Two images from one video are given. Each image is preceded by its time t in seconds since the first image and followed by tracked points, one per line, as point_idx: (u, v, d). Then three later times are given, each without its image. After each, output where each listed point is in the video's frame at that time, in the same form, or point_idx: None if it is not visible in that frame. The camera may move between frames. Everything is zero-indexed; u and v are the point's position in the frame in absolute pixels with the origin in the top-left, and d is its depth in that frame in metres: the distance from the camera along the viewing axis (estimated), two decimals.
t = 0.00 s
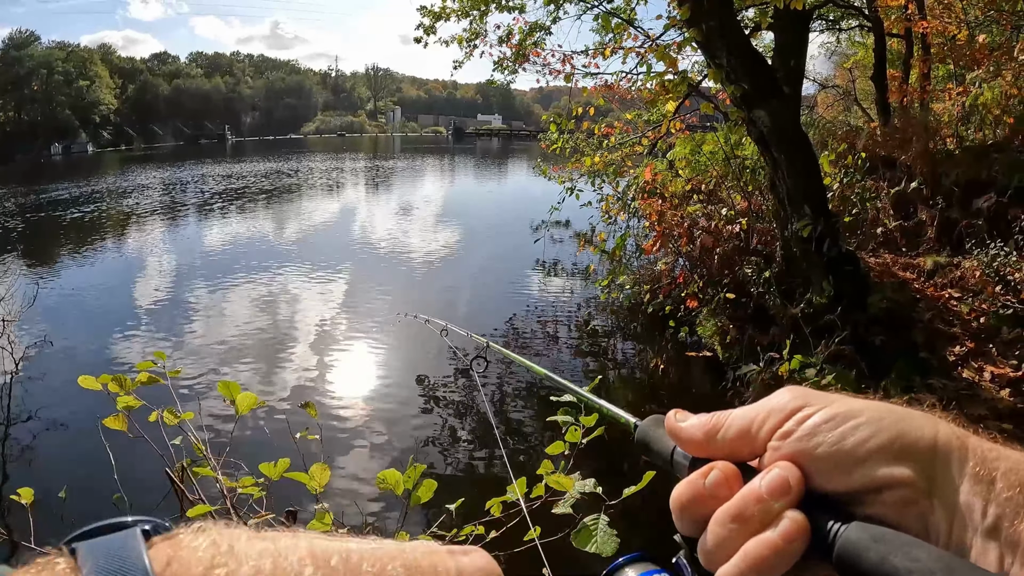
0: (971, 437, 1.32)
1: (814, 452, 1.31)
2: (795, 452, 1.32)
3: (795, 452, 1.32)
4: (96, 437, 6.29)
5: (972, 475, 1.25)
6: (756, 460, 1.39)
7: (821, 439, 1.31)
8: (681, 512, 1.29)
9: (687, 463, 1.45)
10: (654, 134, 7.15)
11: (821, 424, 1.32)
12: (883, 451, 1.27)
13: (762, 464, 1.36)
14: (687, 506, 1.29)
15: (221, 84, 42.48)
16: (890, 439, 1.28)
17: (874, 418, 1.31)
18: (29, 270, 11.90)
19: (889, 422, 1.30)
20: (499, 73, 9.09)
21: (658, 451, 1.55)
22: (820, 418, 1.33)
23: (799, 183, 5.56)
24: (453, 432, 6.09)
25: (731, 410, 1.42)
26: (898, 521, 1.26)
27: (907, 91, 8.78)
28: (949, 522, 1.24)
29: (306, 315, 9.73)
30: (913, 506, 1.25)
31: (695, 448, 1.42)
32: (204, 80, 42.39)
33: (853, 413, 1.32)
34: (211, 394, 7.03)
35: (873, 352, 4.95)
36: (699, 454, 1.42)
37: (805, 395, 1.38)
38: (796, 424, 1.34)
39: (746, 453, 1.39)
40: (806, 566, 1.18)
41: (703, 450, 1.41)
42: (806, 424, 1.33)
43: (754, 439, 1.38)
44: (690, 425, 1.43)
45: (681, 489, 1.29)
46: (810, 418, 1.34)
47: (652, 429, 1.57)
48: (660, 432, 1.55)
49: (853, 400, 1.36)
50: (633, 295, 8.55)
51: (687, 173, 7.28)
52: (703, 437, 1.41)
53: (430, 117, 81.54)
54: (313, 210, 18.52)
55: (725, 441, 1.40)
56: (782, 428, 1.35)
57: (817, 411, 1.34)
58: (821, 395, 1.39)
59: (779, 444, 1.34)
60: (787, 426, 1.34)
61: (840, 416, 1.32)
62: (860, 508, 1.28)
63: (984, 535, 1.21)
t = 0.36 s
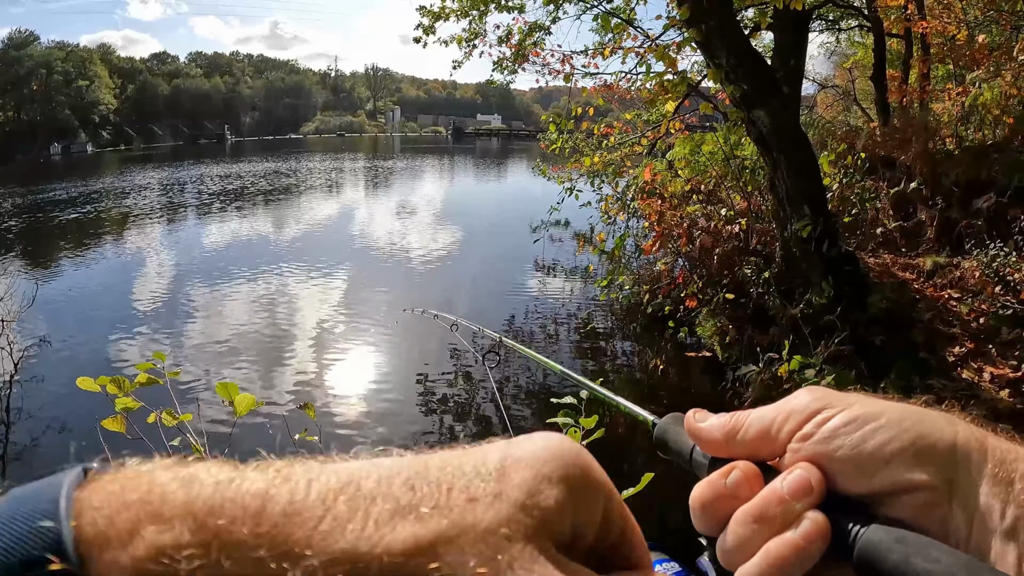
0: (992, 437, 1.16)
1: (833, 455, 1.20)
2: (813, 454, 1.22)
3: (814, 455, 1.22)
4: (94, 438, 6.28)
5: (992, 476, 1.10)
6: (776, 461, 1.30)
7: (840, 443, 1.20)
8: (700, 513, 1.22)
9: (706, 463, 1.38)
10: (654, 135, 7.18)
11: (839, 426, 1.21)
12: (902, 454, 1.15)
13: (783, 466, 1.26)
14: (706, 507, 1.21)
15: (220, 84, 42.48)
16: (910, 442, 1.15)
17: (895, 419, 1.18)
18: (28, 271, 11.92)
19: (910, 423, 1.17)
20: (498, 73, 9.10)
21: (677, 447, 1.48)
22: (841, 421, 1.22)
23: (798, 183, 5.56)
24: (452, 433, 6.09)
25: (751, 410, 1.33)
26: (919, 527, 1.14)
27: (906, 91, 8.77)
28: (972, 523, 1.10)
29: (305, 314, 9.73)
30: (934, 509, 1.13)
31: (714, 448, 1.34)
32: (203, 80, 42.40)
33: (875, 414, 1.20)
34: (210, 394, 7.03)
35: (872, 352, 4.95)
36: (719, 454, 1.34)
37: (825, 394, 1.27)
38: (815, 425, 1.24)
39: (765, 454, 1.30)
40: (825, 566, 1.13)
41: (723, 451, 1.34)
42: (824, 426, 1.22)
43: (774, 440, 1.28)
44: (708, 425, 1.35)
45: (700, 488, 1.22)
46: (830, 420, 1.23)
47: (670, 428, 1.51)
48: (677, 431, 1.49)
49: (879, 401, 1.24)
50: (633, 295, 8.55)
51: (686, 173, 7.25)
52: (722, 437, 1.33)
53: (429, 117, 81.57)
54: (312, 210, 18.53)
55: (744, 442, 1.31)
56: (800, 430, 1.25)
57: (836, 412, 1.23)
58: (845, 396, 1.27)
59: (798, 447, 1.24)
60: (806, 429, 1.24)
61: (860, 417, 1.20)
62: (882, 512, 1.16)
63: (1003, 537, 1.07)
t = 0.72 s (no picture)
0: (993, 446, 1.05)
1: (832, 462, 1.10)
2: (813, 460, 1.12)
3: (815, 461, 1.12)
4: (93, 439, 6.26)
5: (990, 483, 0.99)
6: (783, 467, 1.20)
7: (841, 449, 1.10)
8: (709, 518, 1.16)
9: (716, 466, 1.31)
10: (653, 135, 7.17)
11: (839, 432, 1.11)
12: (901, 461, 1.05)
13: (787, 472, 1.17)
14: (714, 513, 1.16)
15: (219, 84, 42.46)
16: (909, 449, 1.05)
17: (895, 427, 1.08)
18: (27, 270, 11.93)
19: (911, 431, 1.07)
20: (498, 73, 9.11)
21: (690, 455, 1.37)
22: (842, 427, 1.11)
23: (797, 183, 5.56)
24: (451, 434, 6.08)
25: (758, 414, 1.23)
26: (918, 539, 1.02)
27: (906, 91, 8.77)
28: (971, 534, 1.00)
29: (303, 314, 9.71)
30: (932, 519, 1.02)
31: (724, 452, 1.25)
32: (202, 80, 42.38)
33: (876, 420, 1.10)
34: (208, 394, 7.02)
35: (871, 352, 4.95)
36: (727, 460, 1.25)
37: (827, 399, 1.17)
38: (816, 431, 1.13)
39: (771, 460, 1.20)
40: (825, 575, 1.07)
41: (732, 456, 1.24)
42: (824, 431, 1.12)
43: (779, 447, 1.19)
44: (718, 430, 1.26)
45: (706, 492, 1.17)
46: (831, 425, 1.13)
47: (681, 432, 1.42)
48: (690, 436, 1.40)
49: (883, 409, 1.13)
50: (632, 295, 8.56)
51: (686, 173, 7.36)
52: (731, 442, 1.24)
53: (427, 117, 81.58)
54: (311, 209, 18.52)
55: (751, 447, 1.22)
56: (803, 436, 1.15)
57: (837, 417, 1.13)
58: (851, 402, 1.16)
59: (802, 453, 1.14)
60: (808, 434, 1.14)
61: (862, 424, 1.10)
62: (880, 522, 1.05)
63: (1004, 548, 0.96)
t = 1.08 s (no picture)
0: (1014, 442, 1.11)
1: (855, 455, 1.11)
2: (836, 453, 1.12)
3: (835, 454, 1.13)
4: (92, 438, 6.25)
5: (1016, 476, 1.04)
6: (795, 462, 1.21)
7: (864, 441, 1.11)
8: (717, 517, 1.15)
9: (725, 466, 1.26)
10: (652, 134, 7.14)
11: (863, 425, 1.13)
12: (926, 453, 1.07)
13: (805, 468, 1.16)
14: (725, 510, 1.15)
15: (218, 83, 42.44)
16: (934, 440, 1.08)
17: (916, 420, 1.10)
18: (26, 268, 11.92)
19: (932, 423, 1.10)
20: (497, 72, 9.11)
21: (696, 454, 1.34)
22: (863, 420, 1.13)
23: (797, 183, 5.57)
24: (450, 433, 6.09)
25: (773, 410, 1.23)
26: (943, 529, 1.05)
27: (905, 91, 8.74)
28: (996, 525, 1.04)
29: (301, 314, 9.70)
30: (957, 509, 1.05)
31: (734, 450, 1.24)
32: (201, 79, 42.34)
33: (897, 413, 1.12)
34: (207, 393, 7.02)
35: (870, 352, 4.98)
36: (738, 458, 1.23)
37: (845, 395, 1.19)
38: (838, 424, 1.15)
39: (784, 455, 1.21)
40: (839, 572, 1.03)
41: (743, 454, 1.23)
42: (848, 425, 1.14)
43: (795, 441, 1.19)
44: (728, 427, 1.24)
45: (717, 490, 1.16)
46: (853, 419, 1.14)
47: (687, 431, 1.39)
48: (697, 434, 1.36)
49: (899, 402, 1.16)
50: (631, 295, 8.58)
51: (686, 173, 7.35)
52: (742, 440, 1.22)
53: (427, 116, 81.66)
54: (310, 209, 18.51)
55: (764, 443, 1.21)
56: (821, 429, 1.16)
57: (860, 411, 1.15)
58: (867, 397, 1.19)
59: (819, 446, 1.15)
60: (827, 427, 1.15)
61: (883, 417, 1.12)
62: (905, 514, 1.07)
63: None
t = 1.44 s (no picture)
0: None
1: (889, 456, 0.95)
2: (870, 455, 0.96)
3: (870, 456, 0.96)
4: (89, 438, 6.22)
5: None
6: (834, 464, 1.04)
7: (899, 440, 0.94)
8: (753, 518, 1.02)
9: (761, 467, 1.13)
10: (653, 134, 7.12)
11: (897, 422, 0.96)
12: (963, 451, 0.91)
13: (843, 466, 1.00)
14: (762, 513, 1.01)
15: (218, 82, 42.49)
16: (972, 439, 0.91)
17: (952, 416, 0.94)
18: (25, 267, 11.92)
19: (968, 419, 0.93)
20: (497, 72, 9.11)
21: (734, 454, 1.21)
22: (901, 417, 0.96)
23: (799, 183, 5.55)
24: (449, 432, 6.08)
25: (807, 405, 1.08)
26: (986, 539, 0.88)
27: (905, 92, 8.73)
28: None
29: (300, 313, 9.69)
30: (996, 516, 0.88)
31: (770, 450, 1.09)
32: (201, 78, 42.37)
33: (931, 408, 0.96)
34: (206, 393, 7.00)
35: (871, 352, 4.96)
36: (773, 458, 1.09)
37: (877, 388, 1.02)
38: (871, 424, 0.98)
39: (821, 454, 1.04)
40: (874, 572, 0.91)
41: (778, 453, 1.08)
42: (881, 423, 0.97)
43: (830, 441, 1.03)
44: (762, 428, 1.10)
45: (752, 491, 1.02)
46: (887, 416, 0.97)
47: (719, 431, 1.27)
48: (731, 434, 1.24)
49: (932, 397, 1.00)
50: (632, 295, 8.61)
51: (687, 172, 7.25)
52: (777, 440, 1.08)
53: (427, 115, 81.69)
54: (309, 208, 18.51)
55: (801, 444, 1.06)
56: (856, 428, 0.99)
57: (894, 406, 0.98)
58: (901, 394, 1.02)
59: (856, 447, 0.98)
60: (864, 427, 0.98)
61: (917, 414, 0.95)
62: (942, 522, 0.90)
63: None
